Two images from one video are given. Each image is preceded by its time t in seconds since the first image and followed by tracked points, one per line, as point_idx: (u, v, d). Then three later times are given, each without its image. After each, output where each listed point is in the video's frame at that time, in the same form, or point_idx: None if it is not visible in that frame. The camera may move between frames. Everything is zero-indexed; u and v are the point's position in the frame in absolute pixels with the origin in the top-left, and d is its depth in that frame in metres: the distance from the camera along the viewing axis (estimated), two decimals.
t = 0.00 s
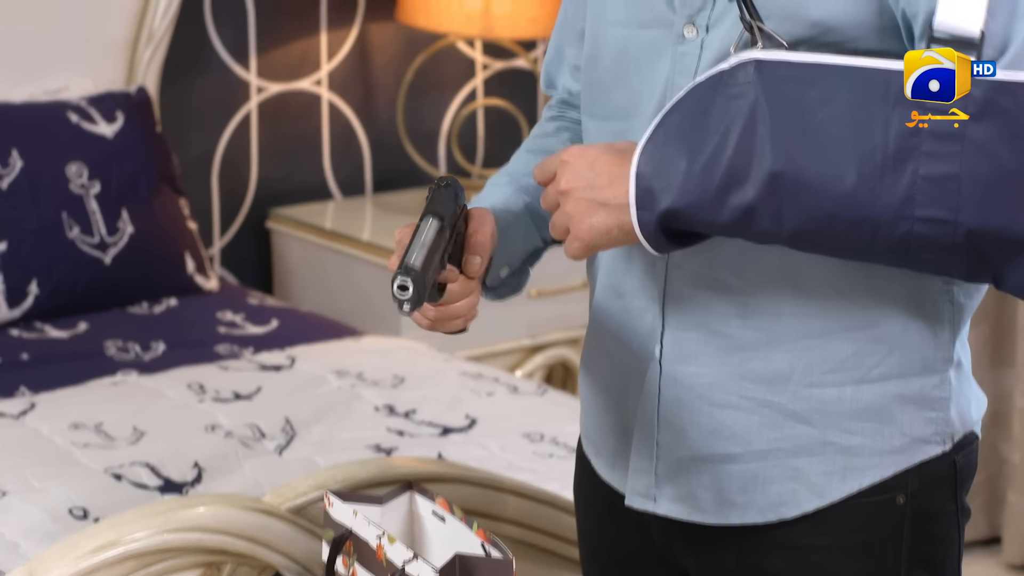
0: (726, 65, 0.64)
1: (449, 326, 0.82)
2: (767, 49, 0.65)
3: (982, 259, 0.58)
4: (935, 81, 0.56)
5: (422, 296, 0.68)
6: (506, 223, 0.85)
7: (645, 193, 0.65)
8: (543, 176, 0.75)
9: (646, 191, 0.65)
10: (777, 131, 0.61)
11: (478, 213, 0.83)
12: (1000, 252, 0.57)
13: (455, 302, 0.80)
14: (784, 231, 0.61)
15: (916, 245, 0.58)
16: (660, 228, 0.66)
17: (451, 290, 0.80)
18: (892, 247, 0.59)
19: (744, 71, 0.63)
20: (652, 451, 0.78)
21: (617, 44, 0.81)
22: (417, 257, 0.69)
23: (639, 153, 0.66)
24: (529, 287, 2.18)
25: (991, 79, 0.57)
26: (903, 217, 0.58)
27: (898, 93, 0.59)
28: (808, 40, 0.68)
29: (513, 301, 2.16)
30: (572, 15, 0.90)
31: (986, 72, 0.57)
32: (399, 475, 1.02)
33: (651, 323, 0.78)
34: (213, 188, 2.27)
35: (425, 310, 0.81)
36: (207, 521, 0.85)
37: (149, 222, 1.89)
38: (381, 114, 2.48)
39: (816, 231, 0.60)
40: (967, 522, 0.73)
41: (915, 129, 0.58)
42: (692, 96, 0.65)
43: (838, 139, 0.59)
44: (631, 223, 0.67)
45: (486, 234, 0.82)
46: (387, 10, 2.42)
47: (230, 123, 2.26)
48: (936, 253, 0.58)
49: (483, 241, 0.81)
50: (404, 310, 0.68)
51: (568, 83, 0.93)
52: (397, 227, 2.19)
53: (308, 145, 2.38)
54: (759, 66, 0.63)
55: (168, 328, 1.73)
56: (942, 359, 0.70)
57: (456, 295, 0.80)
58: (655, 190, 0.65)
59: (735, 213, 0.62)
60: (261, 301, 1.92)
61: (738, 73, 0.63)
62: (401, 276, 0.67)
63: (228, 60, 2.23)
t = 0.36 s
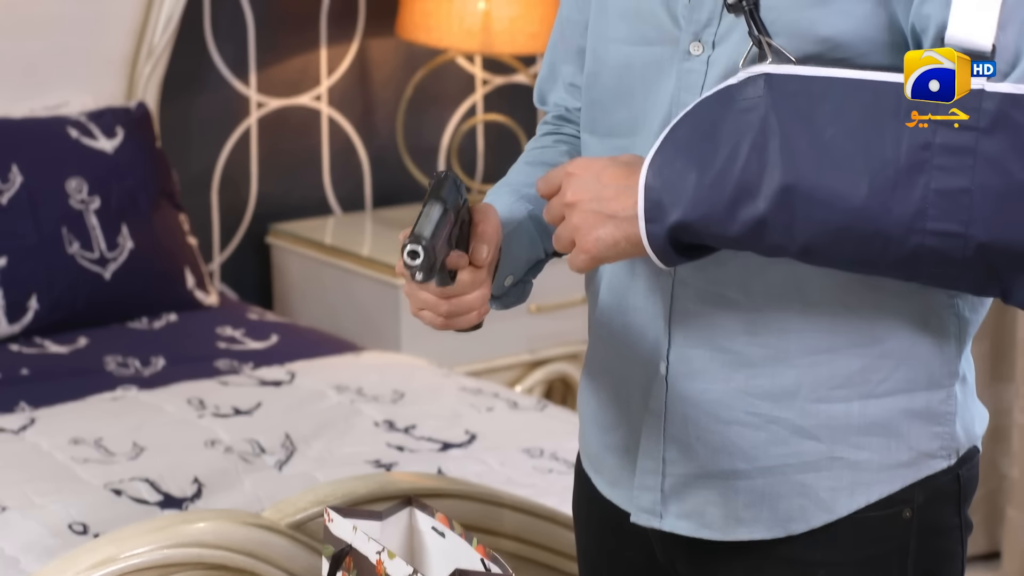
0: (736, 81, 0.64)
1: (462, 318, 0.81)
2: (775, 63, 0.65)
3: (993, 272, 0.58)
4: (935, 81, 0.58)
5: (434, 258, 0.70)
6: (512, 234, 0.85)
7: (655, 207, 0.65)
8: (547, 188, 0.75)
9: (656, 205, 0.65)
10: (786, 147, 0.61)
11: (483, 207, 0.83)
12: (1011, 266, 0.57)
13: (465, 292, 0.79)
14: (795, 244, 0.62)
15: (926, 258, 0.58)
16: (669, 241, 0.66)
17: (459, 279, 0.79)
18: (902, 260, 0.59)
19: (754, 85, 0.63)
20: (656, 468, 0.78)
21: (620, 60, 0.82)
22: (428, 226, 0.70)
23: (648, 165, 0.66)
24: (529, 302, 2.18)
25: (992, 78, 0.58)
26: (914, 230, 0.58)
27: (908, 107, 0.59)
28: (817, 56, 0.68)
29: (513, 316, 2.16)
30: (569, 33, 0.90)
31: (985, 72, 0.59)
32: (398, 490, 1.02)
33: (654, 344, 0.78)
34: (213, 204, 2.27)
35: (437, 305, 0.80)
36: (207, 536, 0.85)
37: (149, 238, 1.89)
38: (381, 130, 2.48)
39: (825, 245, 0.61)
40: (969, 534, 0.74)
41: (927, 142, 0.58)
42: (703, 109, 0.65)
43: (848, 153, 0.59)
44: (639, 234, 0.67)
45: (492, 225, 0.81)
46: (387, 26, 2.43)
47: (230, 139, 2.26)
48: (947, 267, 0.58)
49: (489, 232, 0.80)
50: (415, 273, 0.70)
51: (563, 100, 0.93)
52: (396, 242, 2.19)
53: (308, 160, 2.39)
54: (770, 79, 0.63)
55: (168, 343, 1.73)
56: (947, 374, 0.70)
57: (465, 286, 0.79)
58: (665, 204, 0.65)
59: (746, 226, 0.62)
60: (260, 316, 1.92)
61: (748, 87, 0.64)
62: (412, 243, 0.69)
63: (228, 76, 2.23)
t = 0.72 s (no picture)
0: (739, 92, 0.65)
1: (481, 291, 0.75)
2: (780, 77, 0.65)
3: (998, 286, 0.58)
4: (935, 81, 0.59)
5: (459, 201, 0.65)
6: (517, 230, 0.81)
7: (660, 220, 0.65)
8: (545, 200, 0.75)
9: (661, 218, 0.65)
10: (790, 161, 0.61)
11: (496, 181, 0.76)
12: (1016, 280, 0.57)
13: (480, 263, 0.73)
14: (801, 257, 0.62)
15: (932, 272, 0.58)
16: (674, 254, 0.66)
17: (474, 249, 0.72)
18: (908, 273, 0.59)
19: (760, 99, 0.63)
20: (661, 483, 0.78)
21: (622, 74, 0.82)
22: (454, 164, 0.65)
23: (653, 178, 0.66)
24: (529, 316, 2.18)
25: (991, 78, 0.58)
26: (919, 244, 0.58)
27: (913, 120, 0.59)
28: (822, 71, 0.69)
29: (512, 331, 2.16)
30: (566, 48, 0.91)
31: (986, 72, 0.58)
32: (398, 506, 1.01)
33: (659, 361, 0.78)
34: (213, 218, 2.27)
35: (453, 283, 0.74)
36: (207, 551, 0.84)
37: (149, 252, 1.89)
38: (381, 144, 2.48)
39: (831, 259, 0.61)
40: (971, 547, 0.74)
41: (933, 156, 0.58)
42: (711, 121, 0.65)
43: (853, 167, 0.60)
44: (644, 248, 0.67)
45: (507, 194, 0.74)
46: (387, 41, 2.44)
47: (230, 154, 2.27)
48: (952, 280, 0.58)
49: (498, 192, 0.72)
50: (439, 219, 0.65)
51: (553, 113, 0.94)
52: (396, 257, 2.19)
53: (309, 175, 2.39)
54: (775, 93, 0.63)
55: (168, 357, 1.73)
56: (952, 387, 0.70)
57: (480, 258, 0.73)
58: (670, 217, 0.65)
59: (752, 240, 0.62)
60: (260, 331, 1.92)
61: (753, 100, 0.64)
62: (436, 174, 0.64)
63: (228, 90, 2.24)
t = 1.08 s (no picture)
0: (748, 108, 0.65)
1: (504, 266, 0.74)
2: (787, 92, 0.65)
3: (1007, 300, 0.58)
4: (936, 81, 0.61)
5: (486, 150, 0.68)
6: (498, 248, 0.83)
7: (670, 237, 0.65)
8: (555, 215, 0.74)
9: (671, 235, 0.65)
10: (800, 177, 0.62)
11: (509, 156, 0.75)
12: None
13: (502, 235, 0.73)
14: (812, 273, 0.62)
15: (943, 286, 0.59)
16: (686, 270, 0.66)
17: (494, 220, 0.72)
18: (919, 288, 0.60)
19: (768, 115, 0.64)
20: (666, 499, 0.77)
21: (623, 90, 0.82)
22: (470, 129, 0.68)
23: (663, 196, 0.66)
24: (528, 330, 2.18)
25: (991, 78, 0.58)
26: (932, 259, 0.59)
27: (925, 135, 0.59)
28: (829, 85, 0.69)
29: (513, 346, 2.17)
30: (562, 64, 0.91)
31: (986, 72, 0.59)
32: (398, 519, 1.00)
33: (662, 376, 0.78)
34: (213, 232, 2.27)
35: (475, 260, 0.74)
36: (206, 564, 0.83)
37: (149, 266, 1.89)
38: (380, 158, 2.49)
39: (842, 275, 0.61)
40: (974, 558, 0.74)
41: (944, 171, 0.58)
42: (720, 134, 0.65)
43: (863, 184, 0.60)
44: (658, 270, 0.67)
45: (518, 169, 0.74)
46: (386, 55, 2.44)
47: (230, 168, 2.27)
48: (961, 295, 0.59)
49: (511, 167, 0.73)
50: (471, 165, 0.67)
51: (546, 129, 0.94)
52: (396, 270, 2.19)
53: (309, 189, 2.39)
54: (783, 109, 0.63)
55: (169, 371, 1.73)
56: (958, 402, 0.70)
57: (501, 230, 0.72)
58: (680, 233, 0.65)
59: (763, 256, 0.63)
60: (261, 345, 1.92)
61: (762, 116, 0.64)
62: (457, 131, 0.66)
63: (228, 104, 2.24)
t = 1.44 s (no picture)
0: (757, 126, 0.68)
1: (522, 264, 0.75)
2: (795, 112, 0.69)
3: (1019, 314, 0.62)
4: (935, 82, 0.65)
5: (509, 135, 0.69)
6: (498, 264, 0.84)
7: (684, 257, 0.68)
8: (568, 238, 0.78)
9: (685, 255, 0.68)
10: (811, 200, 0.66)
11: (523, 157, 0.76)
12: None
13: (518, 233, 0.73)
14: (824, 291, 0.66)
15: (954, 302, 0.63)
16: (700, 292, 0.69)
17: (509, 217, 0.73)
18: (931, 304, 0.64)
19: (778, 135, 0.67)
20: (673, 519, 0.78)
21: (624, 109, 0.83)
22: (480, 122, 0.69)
23: (674, 216, 0.69)
24: (528, 347, 2.19)
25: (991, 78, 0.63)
26: (944, 274, 0.63)
27: (936, 151, 0.64)
28: (836, 102, 0.70)
29: (512, 362, 2.17)
30: (556, 83, 0.92)
31: (986, 72, 0.63)
32: (398, 536, 0.99)
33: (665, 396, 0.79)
34: (213, 248, 2.27)
35: (493, 260, 0.74)
36: None
37: (149, 283, 1.89)
38: (380, 175, 2.49)
39: (852, 294, 0.65)
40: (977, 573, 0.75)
41: (955, 189, 0.63)
42: (734, 153, 0.69)
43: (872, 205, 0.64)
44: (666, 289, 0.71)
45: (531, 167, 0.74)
46: (386, 72, 2.45)
47: (230, 184, 2.27)
48: (971, 310, 0.63)
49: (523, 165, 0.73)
50: (496, 149, 0.68)
51: (540, 147, 0.94)
52: (396, 287, 2.19)
53: (310, 206, 2.39)
54: (792, 127, 0.67)
55: (169, 388, 1.72)
56: (964, 417, 0.71)
57: (517, 227, 0.73)
58: (694, 253, 0.68)
59: (776, 275, 0.66)
60: (261, 362, 1.92)
61: (771, 137, 0.67)
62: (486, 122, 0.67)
63: (228, 121, 2.24)
